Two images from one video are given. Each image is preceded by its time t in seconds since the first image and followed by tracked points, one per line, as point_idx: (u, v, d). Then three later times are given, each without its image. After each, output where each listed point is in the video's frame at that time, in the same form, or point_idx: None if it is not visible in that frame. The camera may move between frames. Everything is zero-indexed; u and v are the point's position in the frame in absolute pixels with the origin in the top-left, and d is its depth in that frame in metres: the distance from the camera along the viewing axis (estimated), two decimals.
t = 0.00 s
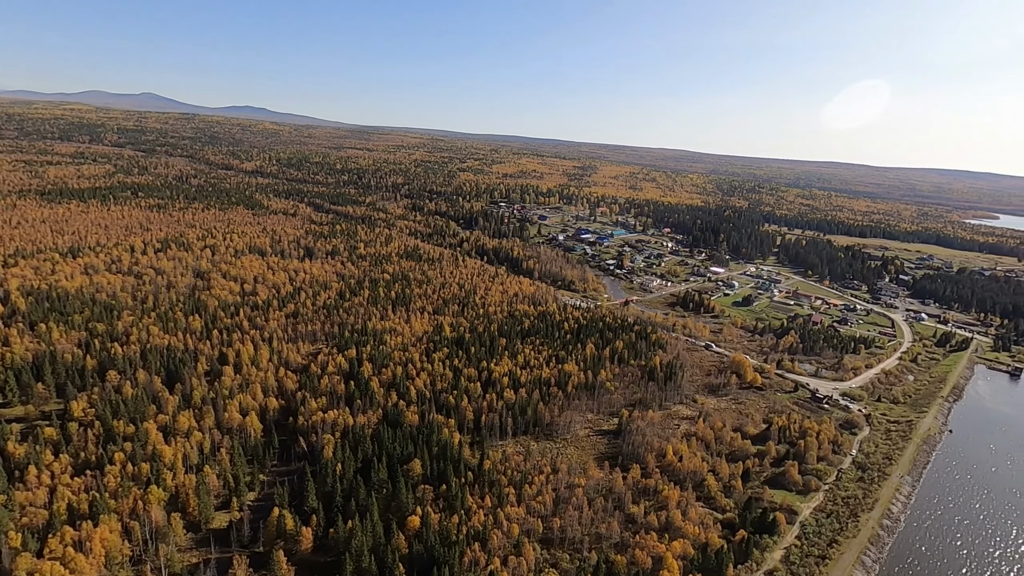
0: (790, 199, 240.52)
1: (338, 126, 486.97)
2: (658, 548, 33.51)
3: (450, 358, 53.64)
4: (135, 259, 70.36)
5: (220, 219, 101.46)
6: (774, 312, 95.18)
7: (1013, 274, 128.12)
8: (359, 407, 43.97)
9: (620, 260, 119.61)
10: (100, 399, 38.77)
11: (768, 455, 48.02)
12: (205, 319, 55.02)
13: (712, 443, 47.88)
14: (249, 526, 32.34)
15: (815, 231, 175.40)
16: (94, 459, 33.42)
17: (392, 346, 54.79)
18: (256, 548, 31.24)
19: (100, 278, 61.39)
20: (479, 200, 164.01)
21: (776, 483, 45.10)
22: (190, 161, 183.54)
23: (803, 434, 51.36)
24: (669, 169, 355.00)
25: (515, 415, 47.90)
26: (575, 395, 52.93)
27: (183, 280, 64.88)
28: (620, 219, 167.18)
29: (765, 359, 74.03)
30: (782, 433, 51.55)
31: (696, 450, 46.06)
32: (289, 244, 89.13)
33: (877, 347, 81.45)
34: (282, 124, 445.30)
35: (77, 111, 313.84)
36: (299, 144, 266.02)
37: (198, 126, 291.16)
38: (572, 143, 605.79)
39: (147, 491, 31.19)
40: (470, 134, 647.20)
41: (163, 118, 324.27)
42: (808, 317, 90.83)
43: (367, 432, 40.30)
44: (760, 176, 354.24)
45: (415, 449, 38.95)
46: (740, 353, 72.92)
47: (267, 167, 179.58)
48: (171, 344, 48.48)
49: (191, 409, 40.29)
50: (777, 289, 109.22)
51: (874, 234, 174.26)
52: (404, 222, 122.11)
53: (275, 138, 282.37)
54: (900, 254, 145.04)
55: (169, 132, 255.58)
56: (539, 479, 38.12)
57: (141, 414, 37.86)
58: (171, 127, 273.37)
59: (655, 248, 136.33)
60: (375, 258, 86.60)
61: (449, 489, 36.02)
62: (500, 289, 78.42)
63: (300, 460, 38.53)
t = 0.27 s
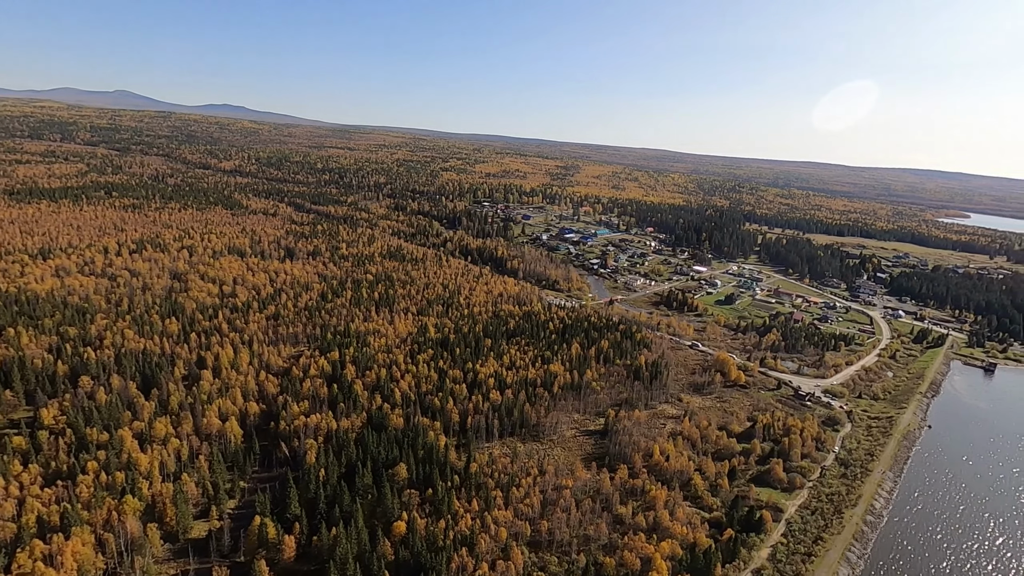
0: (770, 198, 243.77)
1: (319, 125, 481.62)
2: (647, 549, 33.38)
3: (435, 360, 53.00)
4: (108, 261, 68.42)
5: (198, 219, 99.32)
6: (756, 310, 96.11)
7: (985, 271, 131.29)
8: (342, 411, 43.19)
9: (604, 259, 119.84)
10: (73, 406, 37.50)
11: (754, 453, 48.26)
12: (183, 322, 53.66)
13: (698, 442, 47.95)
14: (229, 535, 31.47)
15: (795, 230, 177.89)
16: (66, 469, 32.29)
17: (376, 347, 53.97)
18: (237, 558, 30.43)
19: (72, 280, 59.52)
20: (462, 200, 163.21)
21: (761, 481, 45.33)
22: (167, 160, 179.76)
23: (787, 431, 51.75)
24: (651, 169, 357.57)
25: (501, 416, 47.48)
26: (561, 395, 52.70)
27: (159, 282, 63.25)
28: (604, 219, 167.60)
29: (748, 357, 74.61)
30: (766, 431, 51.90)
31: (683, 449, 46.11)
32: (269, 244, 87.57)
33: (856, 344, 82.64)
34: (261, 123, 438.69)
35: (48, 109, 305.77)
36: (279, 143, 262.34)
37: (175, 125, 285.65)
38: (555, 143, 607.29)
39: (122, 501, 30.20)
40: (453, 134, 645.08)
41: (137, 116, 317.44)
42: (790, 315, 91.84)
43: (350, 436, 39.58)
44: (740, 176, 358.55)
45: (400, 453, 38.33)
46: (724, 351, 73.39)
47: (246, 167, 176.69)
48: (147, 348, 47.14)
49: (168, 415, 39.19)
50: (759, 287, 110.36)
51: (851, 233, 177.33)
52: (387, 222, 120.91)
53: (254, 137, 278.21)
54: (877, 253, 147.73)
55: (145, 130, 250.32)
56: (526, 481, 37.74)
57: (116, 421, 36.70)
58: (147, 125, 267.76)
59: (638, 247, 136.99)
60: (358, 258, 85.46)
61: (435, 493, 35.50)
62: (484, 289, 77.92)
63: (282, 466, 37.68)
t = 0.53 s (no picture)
0: (751, 198, 246.43)
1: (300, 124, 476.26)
2: (637, 550, 33.21)
3: (420, 362, 52.33)
4: (82, 263, 66.52)
5: (176, 219, 97.20)
6: (740, 309, 96.87)
7: (961, 268, 133.93)
8: (326, 415, 42.38)
9: (589, 259, 119.94)
10: (45, 413, 36.25)
11: (740, 452, 48.41)
12: (160, 325, 52.30)
13: (686, 441, 47.95)
14: (210, 546, 30.61)
15: (776, 229, 179.95)
16: (38, 480, 31.18)
17: (360, 350, 53.12)
18: (218, 568, 29.63)
19: (44, 283, 57.70)
20: (446, 199, 162.26)
21: (748, 479, 45.48)
22: (143, 159, 176.08)
23: (772, 429, 52.02)
24: (634, 168, 359.74)
25: (488, 418, 46.99)
26: (548, 396, 52.39)
27: (136, 284, 61.62)
28: (588, 218, 167.85)
29: (733, 356, 75.05)
30: (752, 429, 52.14)
31: (670, 448, 46.08)
32: (249, 245, 86.01)
33: (838, 341, 83.65)
34: (241, 121, 432.20)
35: (19, 106, 298.00)
36: (259, 142, 258.70)
37: (152, 123, 280.14)
38: (539, 142, 607.89)
39: (96, 512, 29.21)
40: (437, 133, 642.25)
41: (113, 114, 310.69)
42: (773, 314, 92.66)
43: (335, 441, 38.83)
44: (722, 176, 362.31)
45: (386, 457, 37.69)
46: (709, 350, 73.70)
47: (226, 166, 173.81)
48: (124, 353, 45.84)
49: (145, 422, 38.11)
50: (742, 286, 111.30)
51: (831, 232, 179.92)
52: (370, 222, 119.64)
53: (234, 135, 273.96)
54: (856, 251, 150.02)
55: (121, 128, 245.21)
56: (515, 484, 37.33)
57: (90, 429, 35.54)
58: (122, 124, 262.28)
59: (622, 246, 137.43)
60: (341, 259, 84.32)
61: (422, 498, 34.96)
62: (469, 289, 77.35)
63: (265, 473, 36.84)
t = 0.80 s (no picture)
0: (734, 197, 248.80)
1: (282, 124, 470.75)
2: (628, 552, 32.98)
3: (407, 364, 51.61)
4: (57, 266, 64.62)
5: (154, 221, 95.16)
6: (725, 307, 97.45)
7: (939, 266, 136.36)
8: (311, 419, 41.57)
9: (575, 259, 119.86)
10: (17, 422, 35.00)
11: (728, 451, 48.48)
12: (139, 329, 50.95)
13: (674, 441, 47.88)
14: (192, 557, 29.75)
15: (759, 228, 181.67)
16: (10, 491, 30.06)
17: (345, 353, 52.26)
18: None
19: (16, 287, 55.87)
20: (431, 199, 161.19)
21: (737, 478, 45.54)
22: (120, 159, 172.41)
23: (760, 428, 52.19)
24: (618, 168, 361.37)
25: (476, 420, 46.49)
26: (537, 397, 52.01)
27: (113, 287, 60.01)
28: (573, 218, 167.91)
29: (719, 354, 75.39)
30: (740, 428, 52.26)
31: (660, 448, 45.97)
32: (230, 246, 84.44)
33: (822, 339, 84.48)
34: (221, 121, 425.92)
35: None
36: (240, 142, 255.05)
37: (129, 122, 274.71)
38: (524, 142, 608.15)
39: (72, 524, 28.24)
40: (421, 132, 639.47)
41: (88, 113, 304.08)
42: (758, 312, 93.30)
43: (321, 446, 38.07)
44: (705, 175, 365.36)
45: (373, 462, 37.04)
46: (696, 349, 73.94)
47: (206, 166, 170.91)
48: (101, 358, 44.54)
49: (123, 430, 37.02)
50: (727, 284, 112.01)
51: (813, 231, 182.24)
52: (354, 222, 118.30)
53: (214, 135, 269.82)
54: (837, 249, 152.00)
55: (97, 128, 240.09)
56: (504, 487, 36.88)
57: (65, 438, 34.40)
58: (98, 123, 256.90)
59: (608, 246, 137.66)
60: (325, 260, 83.12)
61: (410, 503, 34.42)
62: (456, 290, 76.72)
63: (248, 480, 36.00)
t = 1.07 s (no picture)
0: (718, 196, 250.82)
1: (263, 124, 465.28)
2: (621, 554, 32.71)
3: (394, 367, 50.91)
4: (31, 270, 62.77)
5: (133, 223, 93.09)
6: (712, 305, 97.91)
7: (919, 262, 138.50)
8: (297, 425, 40.76)
9: (561, 258, 119.70)
10: None
11: (718, 449, 48.49)
12: (117, 335, 49.64)
13: (664, 440, 47.78)
14: (174, 569, 28.95)
15: (743, 227, 183.19)
16: None
17: (331, 356, 51.40)
18: None
19: None
20: (416, 200, 160.09)
21: (727, 476, 45.54)
22: (97, 160, 168.80)
23: (748, 425, 52.28)
24: (603, 167, 362.57)
25: (465, 423, 45.93)
26: (526, 399, 51.59)
27: (90, 292, 58.43)
28: (559, 218, 167.83)
29: (707, 352, 75.62)
30: (729, 425, 52.33)
31: (650, 448, 45.82)
32: (212, 249, 82.91)
33: (807, 336, 85.17)
34: (201, 121, 419.55)
35: None
36: (221, 142, 251.37)
37: (106, 123, 269.34)
38: (509, 142, 607.89)
39: (48, 538, 27.33)
40: (406, 132, 636.20)
41: (63, 113, 297.70)
42: (744, 310, 93.86)
43: (307, 452, 37.33)
44: (689, 174, 368.18)
45: (361, 468, 36.37)
46: (684, 347, 74.05)
47: (186, 167, 167.93)
48: (77, 366, 43.28)
49: (101, 439, 35.99)
50: (712, 282, 112.63)
51: (796, 229, 184.20)
52: (339, 223, 116.95)
53: (194, 135, 265.81)
54: (820, 246, 153.72)
55: (73, 129, 235.07)
56: (495, 491, 36.41)
57: (40, 448, 33.32)
58: (74, 124, 251.41)
59: (594, 245, 137.76)
60: (309, 261, 81.91)
61: (400, 509, 33.84)
62: (442, 291, 76.02)
63: (233, 488, 35.16)
